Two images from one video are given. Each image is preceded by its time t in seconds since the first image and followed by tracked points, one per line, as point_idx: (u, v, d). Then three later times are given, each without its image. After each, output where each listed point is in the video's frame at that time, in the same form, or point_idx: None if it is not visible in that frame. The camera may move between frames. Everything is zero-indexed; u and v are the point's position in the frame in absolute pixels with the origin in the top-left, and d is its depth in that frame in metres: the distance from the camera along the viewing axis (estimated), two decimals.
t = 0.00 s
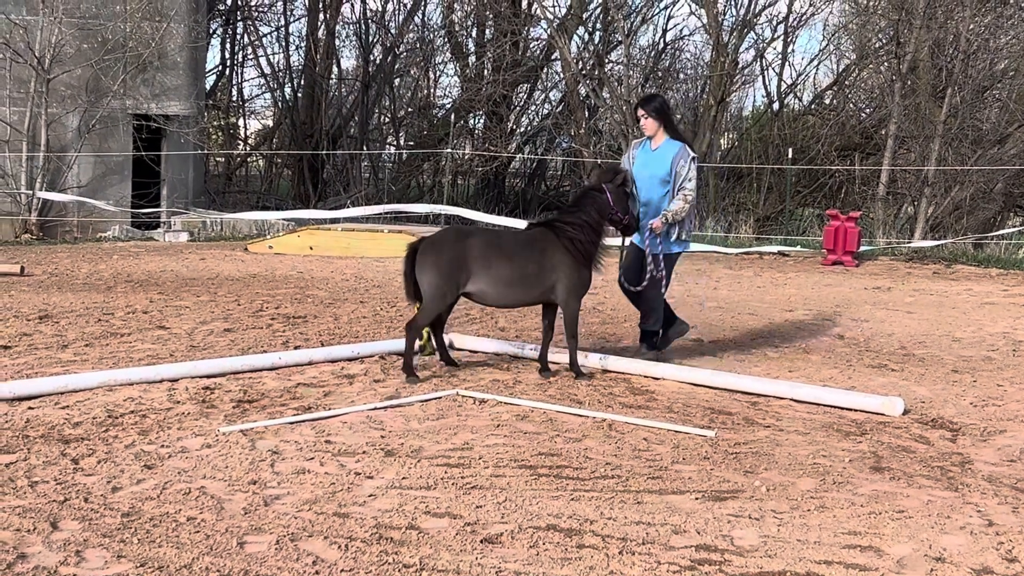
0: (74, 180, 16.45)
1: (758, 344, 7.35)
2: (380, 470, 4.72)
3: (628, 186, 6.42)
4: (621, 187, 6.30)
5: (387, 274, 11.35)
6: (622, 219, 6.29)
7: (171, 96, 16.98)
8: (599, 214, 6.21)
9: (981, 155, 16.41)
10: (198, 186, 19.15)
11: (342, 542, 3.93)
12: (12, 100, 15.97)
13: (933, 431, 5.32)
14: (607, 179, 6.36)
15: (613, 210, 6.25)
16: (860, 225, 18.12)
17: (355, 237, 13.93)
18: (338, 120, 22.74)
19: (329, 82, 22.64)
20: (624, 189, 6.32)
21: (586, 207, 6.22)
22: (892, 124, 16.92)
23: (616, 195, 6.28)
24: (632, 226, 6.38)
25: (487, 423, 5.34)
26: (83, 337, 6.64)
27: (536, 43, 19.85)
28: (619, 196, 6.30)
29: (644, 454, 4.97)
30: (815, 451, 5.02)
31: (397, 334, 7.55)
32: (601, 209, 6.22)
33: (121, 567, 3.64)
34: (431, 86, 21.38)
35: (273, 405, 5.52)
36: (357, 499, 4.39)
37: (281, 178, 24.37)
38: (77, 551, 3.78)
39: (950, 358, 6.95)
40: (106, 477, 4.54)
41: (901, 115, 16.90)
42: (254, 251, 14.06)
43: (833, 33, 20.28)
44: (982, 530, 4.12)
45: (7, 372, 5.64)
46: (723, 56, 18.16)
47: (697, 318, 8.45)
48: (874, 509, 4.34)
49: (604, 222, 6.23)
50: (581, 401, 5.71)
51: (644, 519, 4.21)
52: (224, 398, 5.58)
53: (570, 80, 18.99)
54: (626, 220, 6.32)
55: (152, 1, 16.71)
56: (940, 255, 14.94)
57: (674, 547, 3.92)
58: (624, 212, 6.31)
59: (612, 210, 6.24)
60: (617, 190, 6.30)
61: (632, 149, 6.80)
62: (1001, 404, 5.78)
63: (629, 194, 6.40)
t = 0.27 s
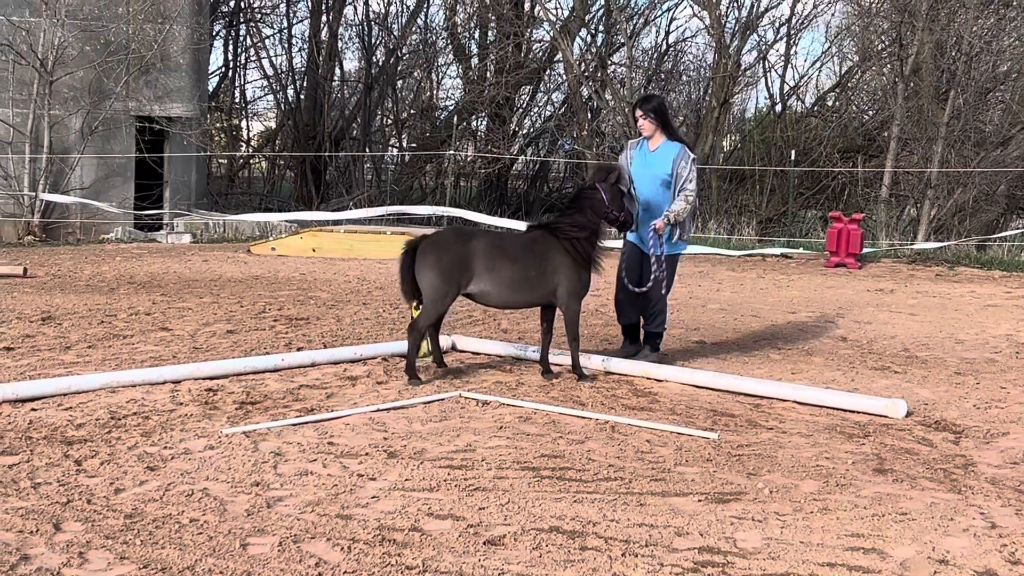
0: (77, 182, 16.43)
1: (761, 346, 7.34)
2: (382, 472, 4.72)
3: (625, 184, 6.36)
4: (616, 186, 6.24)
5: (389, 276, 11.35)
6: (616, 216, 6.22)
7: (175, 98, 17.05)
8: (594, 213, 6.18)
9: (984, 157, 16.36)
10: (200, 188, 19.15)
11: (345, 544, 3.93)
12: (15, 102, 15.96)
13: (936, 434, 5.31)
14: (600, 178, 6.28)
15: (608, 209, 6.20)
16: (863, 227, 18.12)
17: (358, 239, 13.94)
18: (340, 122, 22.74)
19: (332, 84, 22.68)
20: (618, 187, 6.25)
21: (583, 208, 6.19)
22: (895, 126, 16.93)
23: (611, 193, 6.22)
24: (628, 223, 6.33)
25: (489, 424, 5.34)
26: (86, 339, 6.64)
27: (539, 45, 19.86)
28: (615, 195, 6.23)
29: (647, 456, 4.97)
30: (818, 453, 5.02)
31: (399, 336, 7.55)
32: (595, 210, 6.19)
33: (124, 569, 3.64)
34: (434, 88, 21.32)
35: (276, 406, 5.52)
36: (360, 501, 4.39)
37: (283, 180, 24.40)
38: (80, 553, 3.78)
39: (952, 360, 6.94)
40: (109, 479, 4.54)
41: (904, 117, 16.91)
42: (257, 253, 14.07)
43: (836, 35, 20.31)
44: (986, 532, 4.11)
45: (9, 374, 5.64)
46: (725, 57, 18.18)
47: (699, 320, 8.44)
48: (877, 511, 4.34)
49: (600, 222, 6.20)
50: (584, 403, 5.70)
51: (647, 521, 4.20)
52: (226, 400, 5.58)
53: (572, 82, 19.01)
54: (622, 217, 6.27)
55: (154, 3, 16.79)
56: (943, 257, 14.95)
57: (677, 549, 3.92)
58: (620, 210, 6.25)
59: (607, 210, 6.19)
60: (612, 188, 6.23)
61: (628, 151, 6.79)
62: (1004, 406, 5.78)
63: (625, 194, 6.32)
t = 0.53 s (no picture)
0: (82, 184, 16.38)
1: (765, 348, 7.34)
2: (386, 474, 4.72)
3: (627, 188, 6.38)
4: (617, 189, 6.27)
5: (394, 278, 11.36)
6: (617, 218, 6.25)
7: (179, 100, 16.96)
8: (595, 216, 6.22)
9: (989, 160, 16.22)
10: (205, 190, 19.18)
11: (350, 546, 3.94)
12: (20, 104, 16.04)
13: (941, 437, 5.31)
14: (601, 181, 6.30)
15: (610, 212, 6.24)
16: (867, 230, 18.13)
17: (362, 241, 13.95)
18: (345, 125, 22.80)
19: (337, 86, 22.72)
20: (621, 191, 6.29)
21: (583, 212, 6.22)
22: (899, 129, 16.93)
23: (613, 196, 6.25)
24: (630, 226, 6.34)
25: (494, 427, 5.34)
26: (91, 340, 6.65)
27: (543, 47, 19.85)
28: (617, 198, 6.27)
29: (651, 458, 4.97)
30: (822, 456, 5.02)
31: (403, 338, 7.55)
32: (596, 213, 6.23)
33: (129, 571, 3.65)
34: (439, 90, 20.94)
35: (280, 408, 5.53)
36: (364, 503, 4.39)
37: (288, 182, 24.44)
38: (85, 555, 3.79)
39: (957, 363, 6.94)
40: (114, 480, 4.54)
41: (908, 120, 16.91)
42: (261, 255, 14.09)
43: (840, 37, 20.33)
44: (990, 535, 4.11)
45: (15, 375, 5.65)
46: (730, 60, 18.18)
47: (703, 322, 8.44)
48: (881, 514, 4.34)
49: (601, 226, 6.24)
50: (588, 405, 5.70)
51: (651, 524, 4.21)
52: (231, 402, 5.59)
53: (577, 85, 19.03)
54: (624, 220, 6.29)
55: (159, 6, 16.75)
56: (947, 260, 14.95)
57: (681, 552, 3.92)
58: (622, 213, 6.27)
59: (609, 213, 6.23)
60: (615, 192, 6.26)
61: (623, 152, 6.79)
62: (1009, 409, 5.77)
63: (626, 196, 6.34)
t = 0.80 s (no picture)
0: (86, 186, 16.38)
1: (769, 350, 7.34)
2: (390, 476, 4.72)
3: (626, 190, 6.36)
4: (619, 193, 6.25)
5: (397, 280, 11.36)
6: (620, 222, 6.23)
7: (183, 102, 17.02)
8: (595, 221, 6.22)
9: (992, 163, 16.23)
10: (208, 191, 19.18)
11: (353, 548, 3.94)
12: (24, 106, 16.00)
13: (944, 439, 5.31)
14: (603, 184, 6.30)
15: (612, 215, 6.22)
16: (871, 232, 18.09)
17: (365, 243, 13.96)
18: (348, 126, 22.81)
19: (340, 88, 22.73)
20: (623, 195, 6.27)
21: (583, 215, 6.22)
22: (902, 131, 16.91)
23: (615, 200, 6.23)
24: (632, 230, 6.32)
25: (497, 429, 5.34)
26: (95, 342, 6.65)
27: (547, 49, 19.85)
28: (619, 201, 6.24)
29: (655, 460, 4.97)
30: (826, 458, 5.01)
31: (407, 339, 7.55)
32: (597, 217, 6.22)
33: (133, 572, 3.65)
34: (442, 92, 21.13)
35: (284, 410, 5.53)
36: (368, 505, 4.39)
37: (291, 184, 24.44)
38: (88, 556, 3.79)
39: (961, 365, 6.93)
40: (118, 482, 4.54)
41: (911, 122, 16.89)
42: (265, 256, 14.10)
43: (844, 40, 20.33)
44: (994, 538, 4.11)
45: (18, 377, 5.66)
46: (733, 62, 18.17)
47: (706, 324, 8.44)
48: (885, 516, 4.34)
49: (602, 230, 6.24)
50: (591, 407, 5.70)
51: (655, 526, 4.20)
52: (234, 404, 5.59)
53: (580, 87, 19.03)
54: (625, 224, 6.26)
55: (163, 7, 16.82)
56: (951, 262, 14.94)
57: (685, 554, 3.92)
58: (625, 216, 6.24)
59: (611, 216, 6.22)
60: (616, 196, 6.25)
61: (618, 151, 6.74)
62: (1013, 411, 5.77)
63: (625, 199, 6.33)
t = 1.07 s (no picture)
0: (92, 188, 16.38)
1: (773, 353, 7.35)
2: (395, 478, 4.72)
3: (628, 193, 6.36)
4: (622, 196, 6.24)
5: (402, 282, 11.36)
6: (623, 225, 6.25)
7: (189, 104, 16.97)
8: (596, 226, 6.22)
9: (999, 165, 16.48)
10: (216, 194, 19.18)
11: (359, 550, 3.94)
12: (31, 108, 16.08)
13: (950, 442, 5.31)
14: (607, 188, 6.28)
15: (614, 219, 6.24)
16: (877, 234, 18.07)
17: (370, 245, 13.97)
18: (354, 129, 22.81)
19: (346, 91, 22.73)
20: (625, 198, 6.26)
21: (584, 219, 6.23)
22: (908, 133, 16.92)
23: (618, 204, 6.22)
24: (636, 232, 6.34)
25: (503, 431, 5.35)
26: (100, 344, 6.66)
27: (552, 52, 19.87)
28: (622, 205, 6.24)
29: (660, 463, 4.97)
30: (831, 461, 5.02)
31: (412, 342, 7.56)
32: (599, 222, 6.23)
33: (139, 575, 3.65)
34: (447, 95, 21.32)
35: (289, 413, 5.53)
36: (373, 508, 4.40)
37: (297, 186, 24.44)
38: (94, 558, 3.80)
39: (966, 368, 6.93)
40: (123, 484, 4.55)
41: (917, 124, 16.89)
42: (270, 259, 14.12)
43: (850, 42, 20.32)
44: (1000, 541, 4.11)
45: (24, 379, 5.66)
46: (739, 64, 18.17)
47: (712, 327, 8.44)
48: (890, 519, 4.34)
49: (603, 234, 6.26)
50: (596, 410, 5.70)
51: (660, 528, 4.21)
52: (240, 406, 5.60)
53: (586, 89, 19.04)
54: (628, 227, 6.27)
55: (170, 10, 16.78)
56: (957, 265, 14.92)
57: (690, 557, 3.92)
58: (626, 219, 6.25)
59: (614, 220, 6.23)
60: (619, 200, 6.24)
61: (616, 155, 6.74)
62: (1019, 414, 5.77)
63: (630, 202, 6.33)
